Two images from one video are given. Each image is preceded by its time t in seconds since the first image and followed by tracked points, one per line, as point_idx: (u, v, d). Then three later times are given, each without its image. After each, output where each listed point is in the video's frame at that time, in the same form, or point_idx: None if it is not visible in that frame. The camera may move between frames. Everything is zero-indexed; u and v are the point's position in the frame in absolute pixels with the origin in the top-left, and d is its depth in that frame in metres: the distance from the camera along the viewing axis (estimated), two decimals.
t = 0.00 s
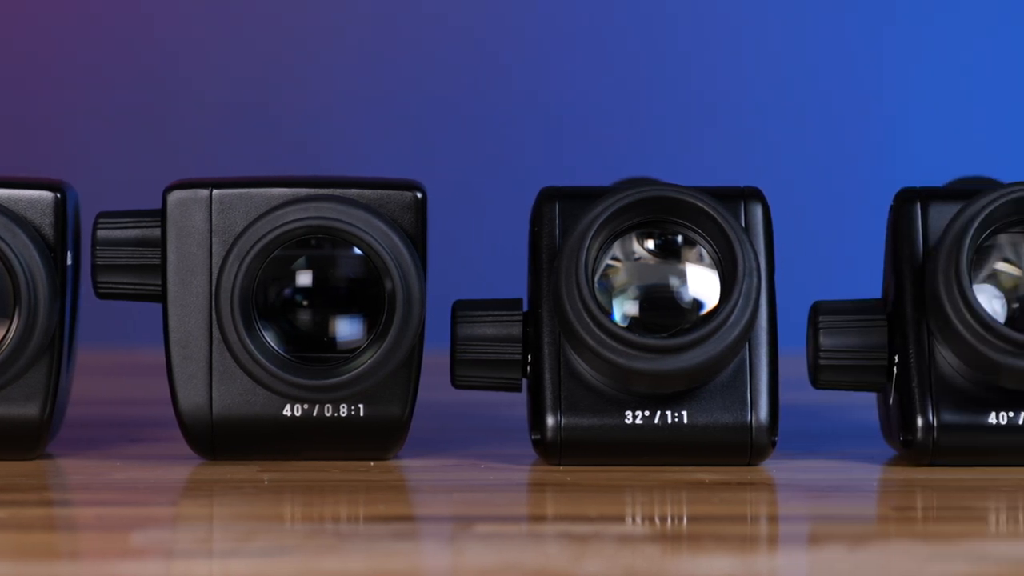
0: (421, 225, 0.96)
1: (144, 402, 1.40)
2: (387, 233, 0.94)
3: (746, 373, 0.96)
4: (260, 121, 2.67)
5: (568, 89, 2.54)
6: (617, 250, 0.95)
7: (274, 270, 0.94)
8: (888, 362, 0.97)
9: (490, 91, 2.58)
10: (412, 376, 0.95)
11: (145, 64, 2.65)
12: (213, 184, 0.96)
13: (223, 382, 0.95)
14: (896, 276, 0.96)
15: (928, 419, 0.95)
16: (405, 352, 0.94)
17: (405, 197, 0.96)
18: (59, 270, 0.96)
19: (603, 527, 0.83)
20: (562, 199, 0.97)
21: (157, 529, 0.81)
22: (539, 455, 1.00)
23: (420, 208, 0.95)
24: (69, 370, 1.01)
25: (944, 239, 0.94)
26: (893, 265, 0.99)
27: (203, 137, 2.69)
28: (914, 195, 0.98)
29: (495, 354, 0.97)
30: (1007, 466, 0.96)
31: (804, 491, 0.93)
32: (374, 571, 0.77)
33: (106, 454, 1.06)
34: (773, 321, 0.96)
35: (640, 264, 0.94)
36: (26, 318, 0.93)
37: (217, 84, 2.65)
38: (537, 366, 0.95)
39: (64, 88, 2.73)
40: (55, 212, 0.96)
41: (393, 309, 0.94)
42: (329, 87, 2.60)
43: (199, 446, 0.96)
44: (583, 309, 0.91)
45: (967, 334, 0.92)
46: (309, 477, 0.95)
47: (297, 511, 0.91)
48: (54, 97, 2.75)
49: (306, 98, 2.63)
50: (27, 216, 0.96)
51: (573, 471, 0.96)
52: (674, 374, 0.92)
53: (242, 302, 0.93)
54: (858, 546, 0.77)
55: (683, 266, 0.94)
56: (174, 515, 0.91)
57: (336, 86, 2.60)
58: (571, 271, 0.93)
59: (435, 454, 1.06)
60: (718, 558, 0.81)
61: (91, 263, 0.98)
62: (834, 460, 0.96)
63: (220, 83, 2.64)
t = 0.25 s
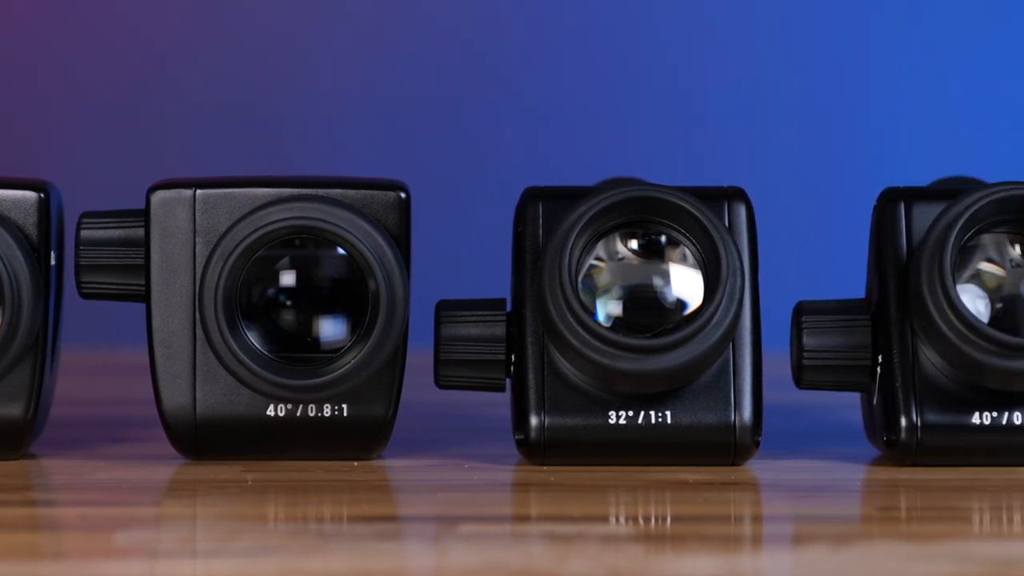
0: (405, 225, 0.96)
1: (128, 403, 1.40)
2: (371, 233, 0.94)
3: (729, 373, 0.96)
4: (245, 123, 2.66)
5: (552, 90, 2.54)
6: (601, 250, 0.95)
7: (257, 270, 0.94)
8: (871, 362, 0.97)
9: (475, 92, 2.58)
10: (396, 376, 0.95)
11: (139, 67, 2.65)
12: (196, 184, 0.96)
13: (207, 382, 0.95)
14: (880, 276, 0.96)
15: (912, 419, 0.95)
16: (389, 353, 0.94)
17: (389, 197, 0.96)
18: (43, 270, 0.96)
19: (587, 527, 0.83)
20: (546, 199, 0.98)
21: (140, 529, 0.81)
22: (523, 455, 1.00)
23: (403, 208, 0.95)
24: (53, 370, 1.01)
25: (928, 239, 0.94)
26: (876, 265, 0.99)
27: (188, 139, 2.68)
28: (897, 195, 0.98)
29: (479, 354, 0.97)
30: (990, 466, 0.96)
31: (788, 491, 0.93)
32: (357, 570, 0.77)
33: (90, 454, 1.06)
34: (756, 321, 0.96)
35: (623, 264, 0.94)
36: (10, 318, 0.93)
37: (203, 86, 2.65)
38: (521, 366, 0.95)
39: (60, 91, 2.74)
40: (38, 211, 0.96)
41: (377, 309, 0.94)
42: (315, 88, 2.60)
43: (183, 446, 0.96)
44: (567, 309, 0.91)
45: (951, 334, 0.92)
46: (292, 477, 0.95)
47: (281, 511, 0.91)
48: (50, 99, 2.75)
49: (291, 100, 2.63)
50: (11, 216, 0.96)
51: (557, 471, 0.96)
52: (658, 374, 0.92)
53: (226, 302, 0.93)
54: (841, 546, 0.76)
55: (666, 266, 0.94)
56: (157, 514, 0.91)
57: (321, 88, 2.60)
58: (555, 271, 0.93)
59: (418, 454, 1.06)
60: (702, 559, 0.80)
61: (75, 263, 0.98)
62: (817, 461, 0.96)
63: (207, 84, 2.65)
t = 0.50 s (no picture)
0: (389, 225, 0.96)
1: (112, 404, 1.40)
2: (354, 233, 0.94)
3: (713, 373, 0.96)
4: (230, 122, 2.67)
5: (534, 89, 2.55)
6: (585, 250, 0.95)
7: (241, 270, 0.94)
8: (855, 362, 0.98)
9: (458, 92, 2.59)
10: (379, 376, 0.95)
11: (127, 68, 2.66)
12: (180, 185, 0.96)
13: (191, 382, 0.95)
14: (864, 276, 0.96)
15: (896, 419, 0.95)
16: (373, 353, 0.94)
17: (372, 197, 0.96)
18: (27, 271, 0.96)
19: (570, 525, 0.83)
20: (530, 199, 0.98)
21: (124, 528, 0.80)
22: (507, 455, 1.00)
23: (387, 207, 0.95)
24: (37, 371, 1.01)
25: (912, 239, 0.94)
26: (860, 265, 1.00)
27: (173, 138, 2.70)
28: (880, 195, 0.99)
29: (463, 354, 0.97)
30: (973, 466, 0.96)
31: (772, 491, 0.93)
32: (340, 570, 0.76)
33: (74, 454, 1.07)
34: (740, 321, 0.96)
35: (607, 264, 0.94)
36: None
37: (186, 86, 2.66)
38: (505, 366, 0.95)
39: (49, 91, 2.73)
40: (23, 211, 0.96)
41: (360, 309, 0.94)
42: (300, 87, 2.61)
43: (167, 446, 0.96)
44: (551, 309, 0.91)
45: (935, 334, 0.92)
46: (276, 477, 0.95)
47: (264, 511, 0.91)
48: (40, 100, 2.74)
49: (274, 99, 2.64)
50: None
51: (541, 471, 0.96)
52: (641, 374, 0.92)
53: (209, 302, 0.93)
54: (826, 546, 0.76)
55: (650, 266, 0.94)
56: (141, 514, 0.90)
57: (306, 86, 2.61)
58: (538, 271, 0.93)
59: (402, 455, 1.06)
60: (687, 559, 0.79)
61: (59, 263, 0.98)
62: (801, 461, 0.96)
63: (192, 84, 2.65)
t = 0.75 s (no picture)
0: (373, 225, 0.96)
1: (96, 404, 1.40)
2: (339, 233, 0.94)
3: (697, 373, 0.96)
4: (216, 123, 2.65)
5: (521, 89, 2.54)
6: (569, 250, 0.95)
7: (225, 270, 0.94)
8: (839, 362, 0.98)
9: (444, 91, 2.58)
10: (363, 376, 0.95)
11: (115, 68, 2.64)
12: (165, 184, 0.96)
13: (175, 382, 0.95)
14: (848, 276, 0.96)
15: (880, 419, 0.95)
16: (357, 353, 0.94)
17: (357, 197, 0.96)
18: (11, 271, 0.96)
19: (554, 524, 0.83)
20: (514, 199, 0.98)
21: (108, 528, 0.80)
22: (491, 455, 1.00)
23: (371, 207, 0.95)
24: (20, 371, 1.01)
25: (896, 239, 0.94)
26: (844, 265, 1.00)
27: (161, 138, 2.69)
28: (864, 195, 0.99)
29: (447, 354, 0.97)
30: (957, 466, 0.96)
31: (756, 491, 0.93)
32: (324, 571, 0.76)
33: (59, 454, 1.07)
34: (724, 321, 0.96)
35: (591, 264, 0.94)
36: None
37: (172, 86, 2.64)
38: (489, 366, 0.95)
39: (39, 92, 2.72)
40: (6, 211, 0.96)
41: (345, 309, 0.94)
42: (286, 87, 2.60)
43: (151, 446, 0.96)
44: (535, 309, 0.91)
45: (919, 334, 0.92)
46: (260, 477, 0.95)
47: (248, 511, 0.91)
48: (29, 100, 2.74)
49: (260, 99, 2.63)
50: None
51: (525, 471, 0.96)
52: (625, 374, 0.92)
53: (194, 302, 0.93)
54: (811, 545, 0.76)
55: (634, 266, 0.94)
56: (125, 514, 0.90)
57: (292, 86, 2.60)
58: (523, 271, 0.93)
59: (386, 455, 1.06)
60: (671, 559, 0.79)
61: (43, 263, 0.98)
62: (785, 461, 0.96)
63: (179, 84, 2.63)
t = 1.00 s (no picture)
0: (358, 225, 0.96)
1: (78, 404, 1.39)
2: (323, 233, 0.94)
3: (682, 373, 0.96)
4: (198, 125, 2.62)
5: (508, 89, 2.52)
6: (554, 250, 0.95)
7: (210, 270, 0.94)
8: (824, 362, 0.98)
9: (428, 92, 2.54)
10: (348, 376, 0.96)
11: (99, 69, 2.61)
12: (149, 184, 0.96)
13: (160, 382, 0.95)
14: (833, 276, 0.96)
15: (865, 419, 0.95)
16: (342, 353, 0.94)
17: (341, 197, 0.96)
18: None
19: (540, 524, 0.83)
20: (499, 199, 0.98)
21: (94, 529, 0.80)
22: (476, 454, 1.00)
23: (355, 207, 0.95)
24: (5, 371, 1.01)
25: (881, 239, 0.94)
26: (829, 265, 1.00)
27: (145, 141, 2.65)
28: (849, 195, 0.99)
29: (431, 354, 0.97)
30: (942, 466, 0.96)
31: (740, 491, 0.93)
32: (308, 571, 0.75)
33: (43, 453, 1.07)
34: (708, 320, 0.96)
35: (575, 264, 0.94)
36: None
37: (155, 87, 2.60)
38: (474, 366, 0.95)
39: (25, 92, 2.70)
40: None
41: (330, 309, 0.94)
42: (269, 89, 2.56)
43: (136, 446, 0.96)
44: (519, 309, 0.91)
45: (904, 334, 0.92)
46: (244, 477, 0.95)
47: (233, 511, 0.91)
48: (13, 100, 2.71)
49: (243, 100, 2.58)
50: None
51: (510, 471, 0.96)
52: (609, 374, 0.92)
53: (178, 302, 0.93)
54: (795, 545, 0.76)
55: (619, 266, 0.94)
56: (110, 514, 0.90)
57: (274, 87, 2.56)
58: (508, 271, 0.93)
59: (371, 455, 1.06)
60: (655, 558, 0.79)
61: (28, 263, 0.98)
62: (769, 461, 0.96)
63: (161, 86, 2.60)
